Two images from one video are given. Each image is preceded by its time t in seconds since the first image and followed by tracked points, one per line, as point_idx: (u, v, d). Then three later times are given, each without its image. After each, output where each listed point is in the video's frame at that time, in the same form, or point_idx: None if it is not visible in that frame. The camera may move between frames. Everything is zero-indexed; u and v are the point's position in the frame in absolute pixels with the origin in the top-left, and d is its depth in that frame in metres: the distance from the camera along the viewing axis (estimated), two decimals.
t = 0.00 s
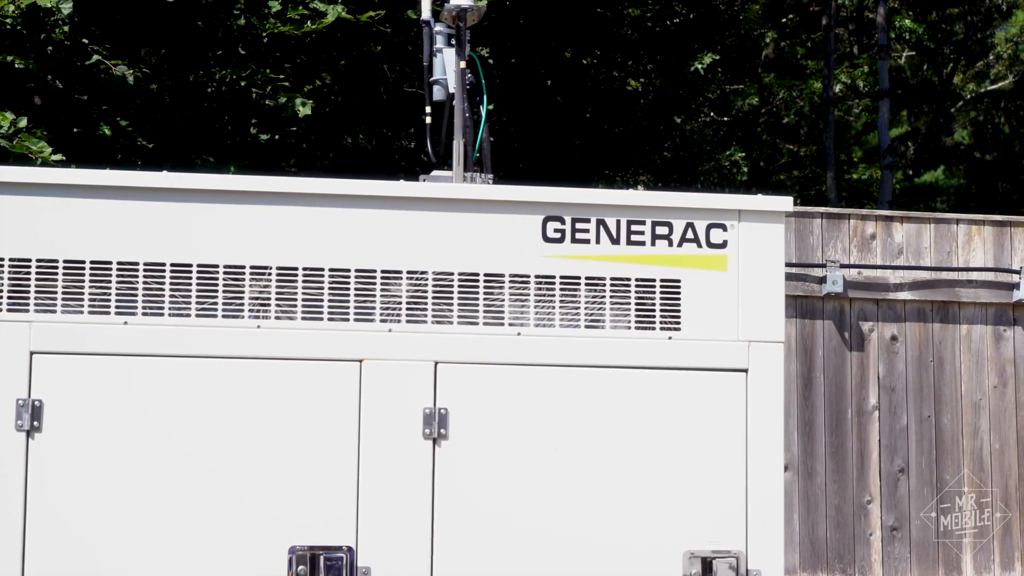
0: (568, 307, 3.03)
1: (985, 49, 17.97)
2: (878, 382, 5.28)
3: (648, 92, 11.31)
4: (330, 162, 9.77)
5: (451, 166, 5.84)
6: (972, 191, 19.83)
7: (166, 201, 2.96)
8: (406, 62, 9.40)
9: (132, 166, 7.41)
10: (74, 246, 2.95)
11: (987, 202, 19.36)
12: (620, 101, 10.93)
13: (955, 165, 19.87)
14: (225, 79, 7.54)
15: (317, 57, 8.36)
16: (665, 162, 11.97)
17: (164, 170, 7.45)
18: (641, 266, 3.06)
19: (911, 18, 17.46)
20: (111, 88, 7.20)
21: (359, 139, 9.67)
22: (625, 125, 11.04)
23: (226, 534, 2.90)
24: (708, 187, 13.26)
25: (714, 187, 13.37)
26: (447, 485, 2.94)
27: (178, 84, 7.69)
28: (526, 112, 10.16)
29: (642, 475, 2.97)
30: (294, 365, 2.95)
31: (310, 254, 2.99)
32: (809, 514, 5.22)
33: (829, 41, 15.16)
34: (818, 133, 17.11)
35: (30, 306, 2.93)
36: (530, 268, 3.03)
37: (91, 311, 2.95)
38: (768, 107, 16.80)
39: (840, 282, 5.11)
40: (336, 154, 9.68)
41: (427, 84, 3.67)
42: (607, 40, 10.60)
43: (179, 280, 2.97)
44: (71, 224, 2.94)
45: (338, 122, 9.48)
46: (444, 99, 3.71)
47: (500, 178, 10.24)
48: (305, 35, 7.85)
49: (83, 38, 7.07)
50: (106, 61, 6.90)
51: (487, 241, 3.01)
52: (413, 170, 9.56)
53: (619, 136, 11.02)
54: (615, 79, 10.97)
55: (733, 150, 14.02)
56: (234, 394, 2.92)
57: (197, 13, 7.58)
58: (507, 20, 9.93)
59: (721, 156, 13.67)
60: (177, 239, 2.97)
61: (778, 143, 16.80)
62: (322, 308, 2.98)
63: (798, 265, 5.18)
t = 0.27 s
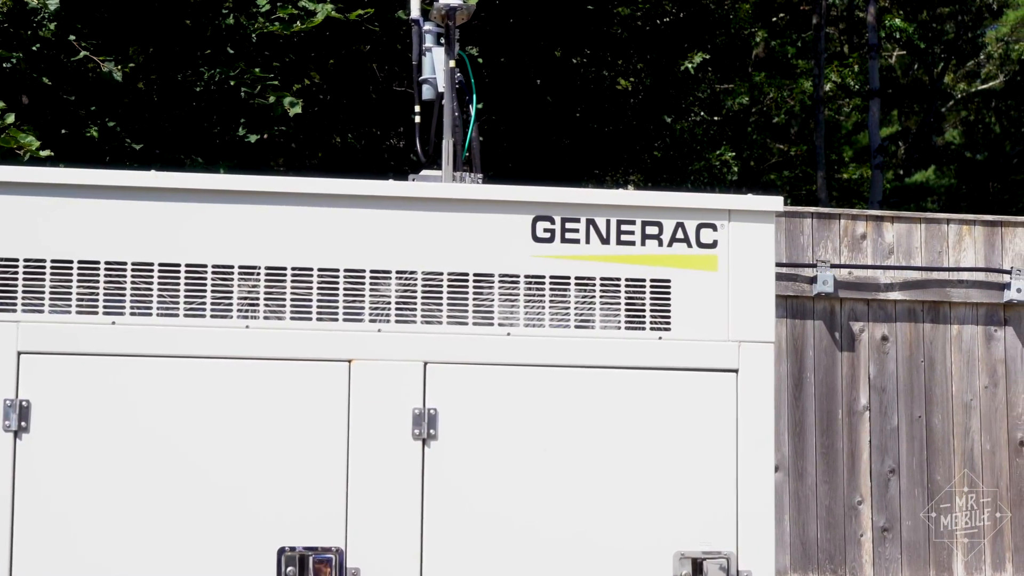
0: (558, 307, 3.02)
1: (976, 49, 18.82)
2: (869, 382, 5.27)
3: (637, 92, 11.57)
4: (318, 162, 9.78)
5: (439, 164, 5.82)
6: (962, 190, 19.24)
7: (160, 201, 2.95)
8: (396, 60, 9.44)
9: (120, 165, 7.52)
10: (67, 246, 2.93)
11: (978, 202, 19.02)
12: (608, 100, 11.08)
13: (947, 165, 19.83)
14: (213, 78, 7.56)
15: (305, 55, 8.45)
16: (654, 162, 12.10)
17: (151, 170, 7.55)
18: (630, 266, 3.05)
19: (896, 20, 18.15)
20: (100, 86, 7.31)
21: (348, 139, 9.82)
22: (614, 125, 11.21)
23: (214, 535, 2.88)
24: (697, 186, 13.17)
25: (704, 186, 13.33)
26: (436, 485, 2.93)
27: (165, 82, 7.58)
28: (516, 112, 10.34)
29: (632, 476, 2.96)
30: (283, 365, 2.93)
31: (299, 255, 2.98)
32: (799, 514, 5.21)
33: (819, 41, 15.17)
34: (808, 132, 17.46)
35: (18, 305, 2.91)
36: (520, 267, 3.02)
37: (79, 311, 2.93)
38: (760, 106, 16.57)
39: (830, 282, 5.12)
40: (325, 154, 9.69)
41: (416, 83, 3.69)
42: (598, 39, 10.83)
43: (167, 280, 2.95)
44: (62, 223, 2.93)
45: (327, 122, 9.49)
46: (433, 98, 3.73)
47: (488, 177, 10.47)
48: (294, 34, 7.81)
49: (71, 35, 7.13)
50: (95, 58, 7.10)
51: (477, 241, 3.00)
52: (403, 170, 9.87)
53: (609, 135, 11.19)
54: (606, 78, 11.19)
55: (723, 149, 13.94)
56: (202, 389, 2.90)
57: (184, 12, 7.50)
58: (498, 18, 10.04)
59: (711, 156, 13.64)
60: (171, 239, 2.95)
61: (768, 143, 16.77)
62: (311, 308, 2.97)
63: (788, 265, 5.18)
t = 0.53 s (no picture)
0: (556, 307, 3.01)
1: (974, 48, 18.91)
2: (868, 382, 5.26)
3: (636, 91, 11.66)
4: (316, 161, 9.98)
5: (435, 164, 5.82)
6: (961, 190, 19.25)
7: (159, 200, 2.93)
8: (393, 59, 9.39)
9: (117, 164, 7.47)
10: (64, 246, 2.92)
11: (978, 202, 19.04)
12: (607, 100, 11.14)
13: (945, 165, 19.81)
14: (210, 78, 7.54)
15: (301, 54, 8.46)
16: (653, 162, 12.08)
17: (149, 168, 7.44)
18: (628, 266, 3.04)
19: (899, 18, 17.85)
20: (96, 85, 7.32)
21: (347, 140, 9.94)
22: (613, 124, 11.23)
23: (210, 535, 2.87)
24: (697, 186, 13.21)
25: (702, 185, 13.32)
26: (433, 486, 2.92)
27: (162, 81, 7.59)
28: (514, 110, 10.30)
29: (630, 476, 2.95)
30: (280, 365, 2.92)
31: (296, 255, 2.97)
32: (799, 515, 5.20)
33: (818, 40, 15.15)
34: (808, 132, 17.45)
35: (13, 305, 2.90)
36: (517, 267, 3.01)
37: (74, 311, 2.92)
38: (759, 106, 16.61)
39: (829, 282, 5.11)
40: (322, 153, 9.91)
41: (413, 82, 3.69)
42: (595, 37, 10.93)
43: (164, 280, 2.94)
44: (61, 223, 2.92)
45: (324, 121, 9.59)
46: (430, 97, 3.73)
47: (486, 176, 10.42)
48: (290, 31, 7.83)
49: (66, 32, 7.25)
50: (90, 55, 7.20)
51: (474, 241, 2.99)
52: (400, 169, 9.92)
53: (608, 135, 11.22)
54: (604, 77, 11.30)
55: (721, 149, 13.86)
56: (195, 391, 2.89)
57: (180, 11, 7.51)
58: (495, 18, 10.08)
59: (709, 156, 13.60)
60: (168, 239, 2.94)
61: (768, 143, 16.82)
62: (308, 308, 2.96)
63: (787, 265, 5.17)
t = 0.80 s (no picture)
0: (556, 307, 3.00)
1: (977, 48, 18.70)
2: (870, 382, 5.25)
3: (637, 91, 11.58)
4: (315, 160, 10.00)
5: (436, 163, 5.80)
6: (964, 189, 19.55)
7: (159, 200, 2.92)
8: (394, 59, 9.37)
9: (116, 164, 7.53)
10: (64, 245, 2.91)
11: (980, 202, 19.25)
12: (607, 99, 11.13)
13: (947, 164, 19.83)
14: (210, 77, 7.54)
15: (301, 53, 8.47)
16: (654, 162, 12.08)
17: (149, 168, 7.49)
18: (629, 266, 3.04)
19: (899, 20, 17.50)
20: (96, 84, 7.34)
21: (347, 140, 9.93)
22: (613, 124, 11.25)
23: (210, 536, 2.86)
24: (698, 185, 13.29)
25: (703, 185, 13.36)
26: (434, 486, 2.91)
27: (162, 81, 7.57)
28: (514, 110, 10.32)
29: (631, 477, 2.94)
30: (280, 366, 2.91)
31: (295, 254, 2.96)
32: (800, 516, 5.19)
33: (819, 40, 15.15)
34: (808, 131, 17.52)
35: (12, 305, 2.89)
36: (518, 267, 3.00)
37: (74, 311, 2.91)
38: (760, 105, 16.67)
39: (831, 282, 5.10)
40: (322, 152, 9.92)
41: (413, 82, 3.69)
42: (595, 35, 10.94)
43: (163, 280, 2.93)
44: (62, 223, 2.91)
45: (323, 120, 9.63)
46: (431, 97, 3.72)
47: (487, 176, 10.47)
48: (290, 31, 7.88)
49: (64, 32, 7.14)
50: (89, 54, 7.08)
51: (475, 241, 2.98)
52: (400, 169, 9.86)
53: (608, 134, 11.24)
54: (603, 76, 11.25)
55: (723, 148, 13.88)
56: (195, 392, 2.88)
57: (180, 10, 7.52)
58: (496, 18, 10.05)
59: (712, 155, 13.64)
60: (169, 239, 2.93)
61: (769, 142, 16.87)
62: (308, 308, 2.95)
63: (789, 265, 5.15)
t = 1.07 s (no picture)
0: (558, 307, 2.99)
1: (980, 46, 19.04)
2: (873, 383, 5.23)
3: (639, 90, 11.60)
4: (316, 160, 9.97)
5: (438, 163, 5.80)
6: (967, 189, 19.11)
7: (160, 200, 2.91)
8: (395, 58, 9.37)
9: (117, 162, 7.46)
10: (64, 245, 2.90)
11: (984, 202, 18.91)
12: (610, 99, 11.16)
13: (951, 164, 19.72)
14: (212, 75, 7.49)
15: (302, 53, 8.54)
16: (657, 161, 12.18)
17: (150, 166, 7.43)
18: (632, 266, 3.02)
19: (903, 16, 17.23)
20: (97, 83, 7.39)
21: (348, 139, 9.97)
22: (616, 124, 11.26)
23: (210, 537, 2.85)
24: (700, 185, 13.27)
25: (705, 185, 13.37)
26: (436, 487, 2.90)
27: (163, 80, 7.59)
28: (517, 109, 10.31)
29: (634, 478, 2.93)
30: (282, 366, 2.90)
31: (297, 254, 2.95)
32: (804, 517, 5.16)
33: (823, 38, 15.13)
34: (812, 130, 17.37)
35: (13, 305, 2.88)
36: (521, 267, 2.99)
37: (75, 311, 2.90)
38: (762, 104, 16.72)
39: (834, 282, 5.08)
40: (323, 153, 9.89)
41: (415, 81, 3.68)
42: (600, 35, 10.98)
43: (164, 280, 2.92)
44: (63, 223, 2.90)
45: (325, 119, 9.52)
46: (433, 96, 3.70)
47: (489, 175, 10.52)
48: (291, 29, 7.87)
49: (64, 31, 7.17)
50: (88, 51, 7.08)
51: (477, 240, 2.97)
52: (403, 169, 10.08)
53: (611, 134, 11.25)
54: (606, 75, 11.35)
55: (726, 147, 13.90)
56: (196, 393, 2.87)
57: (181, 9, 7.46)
58: (498, 16, 10.08)
59: (716, 156, 13.67)
60: (170, 239, 2.92)
61: (773, 140, 16.96)
62: (309, 308, 2.94)
63: (792, 265, 5.13)
